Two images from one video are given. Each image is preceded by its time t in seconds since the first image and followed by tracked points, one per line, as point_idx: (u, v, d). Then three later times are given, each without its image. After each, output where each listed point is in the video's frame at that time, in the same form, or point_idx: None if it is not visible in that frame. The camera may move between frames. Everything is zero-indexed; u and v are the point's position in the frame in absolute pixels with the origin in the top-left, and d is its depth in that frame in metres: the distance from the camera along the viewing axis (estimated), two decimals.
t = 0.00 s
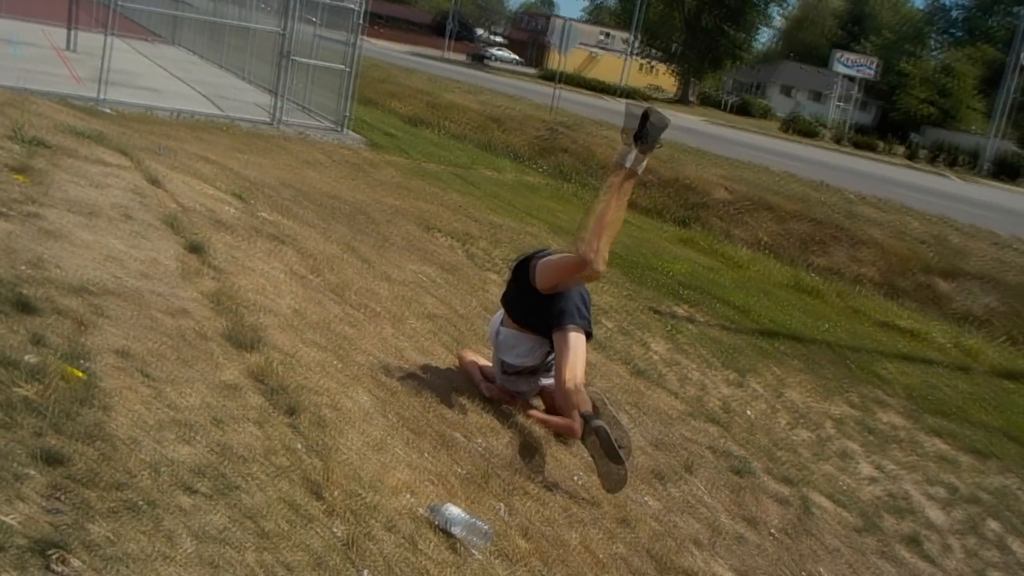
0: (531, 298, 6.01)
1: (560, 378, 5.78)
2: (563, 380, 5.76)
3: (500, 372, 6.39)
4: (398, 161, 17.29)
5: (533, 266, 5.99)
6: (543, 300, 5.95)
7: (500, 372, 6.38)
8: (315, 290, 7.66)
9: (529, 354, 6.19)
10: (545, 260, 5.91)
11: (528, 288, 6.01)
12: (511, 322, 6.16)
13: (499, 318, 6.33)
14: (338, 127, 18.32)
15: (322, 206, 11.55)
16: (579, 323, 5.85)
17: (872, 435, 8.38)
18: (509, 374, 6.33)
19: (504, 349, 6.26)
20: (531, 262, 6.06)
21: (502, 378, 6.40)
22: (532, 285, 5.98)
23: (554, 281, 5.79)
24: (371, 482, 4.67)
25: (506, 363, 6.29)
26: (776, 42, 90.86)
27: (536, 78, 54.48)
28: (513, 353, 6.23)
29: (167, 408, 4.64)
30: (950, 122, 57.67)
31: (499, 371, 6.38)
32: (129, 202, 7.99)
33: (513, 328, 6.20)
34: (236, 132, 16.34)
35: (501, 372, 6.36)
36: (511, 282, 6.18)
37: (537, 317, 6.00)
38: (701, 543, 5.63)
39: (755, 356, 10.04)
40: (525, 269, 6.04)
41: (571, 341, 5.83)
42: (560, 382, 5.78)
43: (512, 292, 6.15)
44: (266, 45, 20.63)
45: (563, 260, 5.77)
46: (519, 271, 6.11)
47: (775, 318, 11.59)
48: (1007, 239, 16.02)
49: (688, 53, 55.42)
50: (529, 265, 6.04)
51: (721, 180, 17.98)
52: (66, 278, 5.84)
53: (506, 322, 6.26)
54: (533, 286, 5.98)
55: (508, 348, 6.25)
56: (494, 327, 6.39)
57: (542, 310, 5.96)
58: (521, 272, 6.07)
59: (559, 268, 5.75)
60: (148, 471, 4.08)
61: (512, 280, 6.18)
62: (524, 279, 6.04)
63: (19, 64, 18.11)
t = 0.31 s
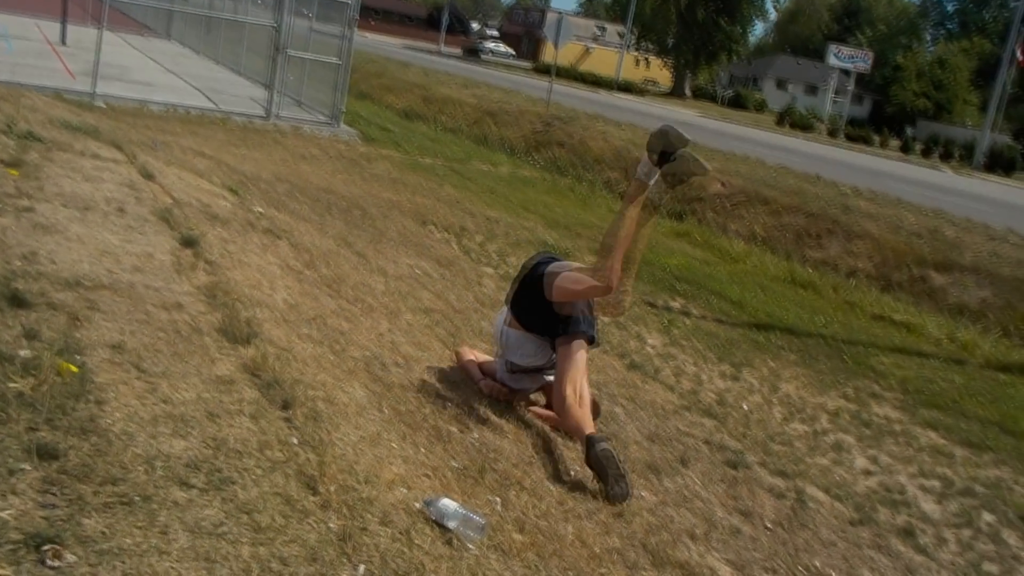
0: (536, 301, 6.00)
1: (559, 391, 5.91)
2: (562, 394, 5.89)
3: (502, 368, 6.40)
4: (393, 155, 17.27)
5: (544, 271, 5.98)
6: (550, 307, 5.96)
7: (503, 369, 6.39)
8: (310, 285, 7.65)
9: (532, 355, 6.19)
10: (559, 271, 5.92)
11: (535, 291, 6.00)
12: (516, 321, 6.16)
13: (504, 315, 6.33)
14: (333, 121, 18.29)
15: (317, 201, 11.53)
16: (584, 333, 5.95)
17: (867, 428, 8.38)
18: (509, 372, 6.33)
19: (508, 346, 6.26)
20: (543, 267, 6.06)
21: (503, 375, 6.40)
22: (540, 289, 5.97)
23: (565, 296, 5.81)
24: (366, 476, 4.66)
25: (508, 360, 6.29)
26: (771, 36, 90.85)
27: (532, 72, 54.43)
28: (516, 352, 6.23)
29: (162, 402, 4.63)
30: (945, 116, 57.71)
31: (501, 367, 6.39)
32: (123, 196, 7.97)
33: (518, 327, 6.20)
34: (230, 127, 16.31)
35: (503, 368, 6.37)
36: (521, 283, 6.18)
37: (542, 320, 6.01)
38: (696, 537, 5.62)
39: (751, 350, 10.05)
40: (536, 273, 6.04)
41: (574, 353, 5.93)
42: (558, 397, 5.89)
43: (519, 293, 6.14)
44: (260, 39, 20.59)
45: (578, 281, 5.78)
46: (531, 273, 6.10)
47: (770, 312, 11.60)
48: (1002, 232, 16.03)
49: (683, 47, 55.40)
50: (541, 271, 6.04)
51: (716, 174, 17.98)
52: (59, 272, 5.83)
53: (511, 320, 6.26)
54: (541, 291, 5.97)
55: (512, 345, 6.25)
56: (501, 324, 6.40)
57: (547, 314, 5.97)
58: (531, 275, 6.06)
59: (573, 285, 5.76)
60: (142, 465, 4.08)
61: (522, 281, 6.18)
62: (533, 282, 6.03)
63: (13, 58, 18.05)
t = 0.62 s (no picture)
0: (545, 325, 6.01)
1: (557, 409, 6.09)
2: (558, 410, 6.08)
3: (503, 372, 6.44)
4: (387, 153, 17.26)
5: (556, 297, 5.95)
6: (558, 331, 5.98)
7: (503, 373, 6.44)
8: (303, 283, 7.65)
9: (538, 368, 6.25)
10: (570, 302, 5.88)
11: (545, 314, 6.00)
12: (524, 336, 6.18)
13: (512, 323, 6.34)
14: (327, 120, 18.28)
15: (311, 199, 11.53)
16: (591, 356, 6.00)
17: (860, 425, 8.40)
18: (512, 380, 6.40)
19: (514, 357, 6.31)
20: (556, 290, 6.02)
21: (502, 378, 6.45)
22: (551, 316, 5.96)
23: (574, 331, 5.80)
24: (358, 475, 4.66)
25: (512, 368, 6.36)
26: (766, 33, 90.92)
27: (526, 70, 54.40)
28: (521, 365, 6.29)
29: (154, 401, 4.64)
30: (939, 113, 57.78)
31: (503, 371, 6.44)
32: (116, 196, 7.97)
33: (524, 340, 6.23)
34: (224, 125, 16.29)
35: (505, 373, 6.42)
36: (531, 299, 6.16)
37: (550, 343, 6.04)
38: (689, 534, 5.62)
39: (744, 347, 10.07)
40: (547, 295, 6.01)
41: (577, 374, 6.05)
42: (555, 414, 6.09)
43: (528, 309, 6.13)
44: (254, 37, 20.57)
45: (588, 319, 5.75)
46: (543, 292, 6.07)
47: (764, 309, 11.62)
48: (995, 228, 16.07)
49: (677, 45, 55.43)
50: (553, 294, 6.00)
51: (710, 172, 18.00)
52: (52, 272, 5.83)
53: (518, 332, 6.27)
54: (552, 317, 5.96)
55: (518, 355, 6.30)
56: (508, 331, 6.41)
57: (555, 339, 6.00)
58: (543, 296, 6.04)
59: (583, 319, 5.74)
60: (134, 465, 4.08)
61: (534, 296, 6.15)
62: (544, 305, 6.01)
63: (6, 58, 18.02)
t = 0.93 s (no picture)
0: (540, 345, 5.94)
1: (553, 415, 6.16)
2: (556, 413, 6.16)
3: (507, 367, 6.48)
4: (377, 149, 17.24)
5: (558, 322, 5.83)
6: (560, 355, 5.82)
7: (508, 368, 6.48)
8: (293, 279, 7.64)
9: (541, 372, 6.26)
10: (572, 332, 5.75)
11: (542, 336, 5.89)
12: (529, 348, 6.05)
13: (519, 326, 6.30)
14: (317, 116, 18.24)
15: (301, 195, 11.52)
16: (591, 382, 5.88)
17: (850, 418, 8.43)
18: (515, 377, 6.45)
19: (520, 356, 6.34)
20: (560, 311, 5.89)
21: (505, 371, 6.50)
22: (547, 341, 5.85)
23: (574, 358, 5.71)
24: (349, 470, 4.66)
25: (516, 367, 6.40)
26: (755, 29, 91.01)
27: (516, 66, 54.34)
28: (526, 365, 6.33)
29: (143, 398, 4.63)
30: (928, 108, 57.94)
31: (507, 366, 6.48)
32: (105, 192, 7.94)
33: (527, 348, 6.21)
34: (213, 121, 16.25)
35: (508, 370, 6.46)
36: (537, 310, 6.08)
37: (545, 361, 5.98)
38: (680, 527, 5.63)
39: (735, 342, 10.08)
40: (550, 316, 5.89)
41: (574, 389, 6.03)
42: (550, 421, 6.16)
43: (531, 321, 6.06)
44: (243, 33, 20.53)
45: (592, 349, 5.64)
46: (548, 308, 5.97)
47: (754, 303, 11.64)
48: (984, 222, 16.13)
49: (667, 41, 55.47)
50: (556, 316, 5.88)
51: (701, 167, 18.01)
52: (40, 268, 5.81)
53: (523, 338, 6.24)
54: (548, 342, 5.86)
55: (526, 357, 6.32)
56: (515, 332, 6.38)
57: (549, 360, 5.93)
58: (546, 315, 5.93)
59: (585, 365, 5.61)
60: (122, 461, 4.07)
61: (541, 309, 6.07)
62: (543, 325, 5.90)
63: None
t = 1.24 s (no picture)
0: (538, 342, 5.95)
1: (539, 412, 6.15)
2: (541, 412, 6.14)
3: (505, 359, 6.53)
4: (362, 144, 17.23)
5: (555, 322, 5.78)
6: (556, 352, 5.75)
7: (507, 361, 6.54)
8: (277, 275, 7.64)
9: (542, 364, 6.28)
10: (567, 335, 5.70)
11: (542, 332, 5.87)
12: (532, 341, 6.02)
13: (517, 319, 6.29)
14: (302, 111, 18.21)
15: (286, 191, 11.51)
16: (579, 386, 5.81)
17: (834, 410, 8.48)
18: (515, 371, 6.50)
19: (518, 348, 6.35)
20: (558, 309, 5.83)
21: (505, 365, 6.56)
22: (546, 341, 5.83)
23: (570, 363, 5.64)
24: (332, 464, 4.67)
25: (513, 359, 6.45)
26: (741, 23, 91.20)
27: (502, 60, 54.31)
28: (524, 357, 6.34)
29: (126, 393, 4.64)
30: (913, 100, 58.17)
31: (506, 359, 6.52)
32: (87, 189, 7.92)
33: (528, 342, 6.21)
34: (197, 117, 16.21)
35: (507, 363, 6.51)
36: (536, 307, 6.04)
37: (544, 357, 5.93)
38: (663, 519, 5.66)
39: (720, 334, 10.13)
40: (547, 315, 5.86)
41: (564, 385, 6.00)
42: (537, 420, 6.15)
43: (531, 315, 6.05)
44: (227, 28, 20.46)
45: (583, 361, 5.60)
46: (546, 305, 5.93)
47: (739, 296, 11.69)
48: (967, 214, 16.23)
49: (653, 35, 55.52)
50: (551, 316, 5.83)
51: (686, 161, 18.06)
52: (22, 265, 5.80)
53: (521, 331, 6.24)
54: (545, 343, 5.85)
55: (525, 353, 6.31)
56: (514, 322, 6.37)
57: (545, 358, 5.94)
58: (543, 313, 5.90)
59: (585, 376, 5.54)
60: (104, 457, 4.08)
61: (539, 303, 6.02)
62: (543, 327, 5.88)
63: None
